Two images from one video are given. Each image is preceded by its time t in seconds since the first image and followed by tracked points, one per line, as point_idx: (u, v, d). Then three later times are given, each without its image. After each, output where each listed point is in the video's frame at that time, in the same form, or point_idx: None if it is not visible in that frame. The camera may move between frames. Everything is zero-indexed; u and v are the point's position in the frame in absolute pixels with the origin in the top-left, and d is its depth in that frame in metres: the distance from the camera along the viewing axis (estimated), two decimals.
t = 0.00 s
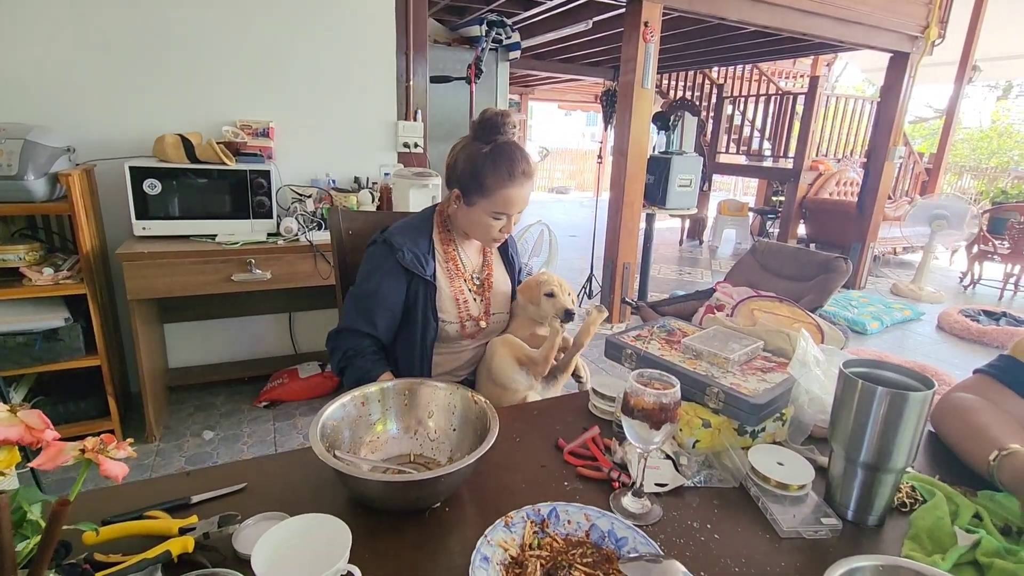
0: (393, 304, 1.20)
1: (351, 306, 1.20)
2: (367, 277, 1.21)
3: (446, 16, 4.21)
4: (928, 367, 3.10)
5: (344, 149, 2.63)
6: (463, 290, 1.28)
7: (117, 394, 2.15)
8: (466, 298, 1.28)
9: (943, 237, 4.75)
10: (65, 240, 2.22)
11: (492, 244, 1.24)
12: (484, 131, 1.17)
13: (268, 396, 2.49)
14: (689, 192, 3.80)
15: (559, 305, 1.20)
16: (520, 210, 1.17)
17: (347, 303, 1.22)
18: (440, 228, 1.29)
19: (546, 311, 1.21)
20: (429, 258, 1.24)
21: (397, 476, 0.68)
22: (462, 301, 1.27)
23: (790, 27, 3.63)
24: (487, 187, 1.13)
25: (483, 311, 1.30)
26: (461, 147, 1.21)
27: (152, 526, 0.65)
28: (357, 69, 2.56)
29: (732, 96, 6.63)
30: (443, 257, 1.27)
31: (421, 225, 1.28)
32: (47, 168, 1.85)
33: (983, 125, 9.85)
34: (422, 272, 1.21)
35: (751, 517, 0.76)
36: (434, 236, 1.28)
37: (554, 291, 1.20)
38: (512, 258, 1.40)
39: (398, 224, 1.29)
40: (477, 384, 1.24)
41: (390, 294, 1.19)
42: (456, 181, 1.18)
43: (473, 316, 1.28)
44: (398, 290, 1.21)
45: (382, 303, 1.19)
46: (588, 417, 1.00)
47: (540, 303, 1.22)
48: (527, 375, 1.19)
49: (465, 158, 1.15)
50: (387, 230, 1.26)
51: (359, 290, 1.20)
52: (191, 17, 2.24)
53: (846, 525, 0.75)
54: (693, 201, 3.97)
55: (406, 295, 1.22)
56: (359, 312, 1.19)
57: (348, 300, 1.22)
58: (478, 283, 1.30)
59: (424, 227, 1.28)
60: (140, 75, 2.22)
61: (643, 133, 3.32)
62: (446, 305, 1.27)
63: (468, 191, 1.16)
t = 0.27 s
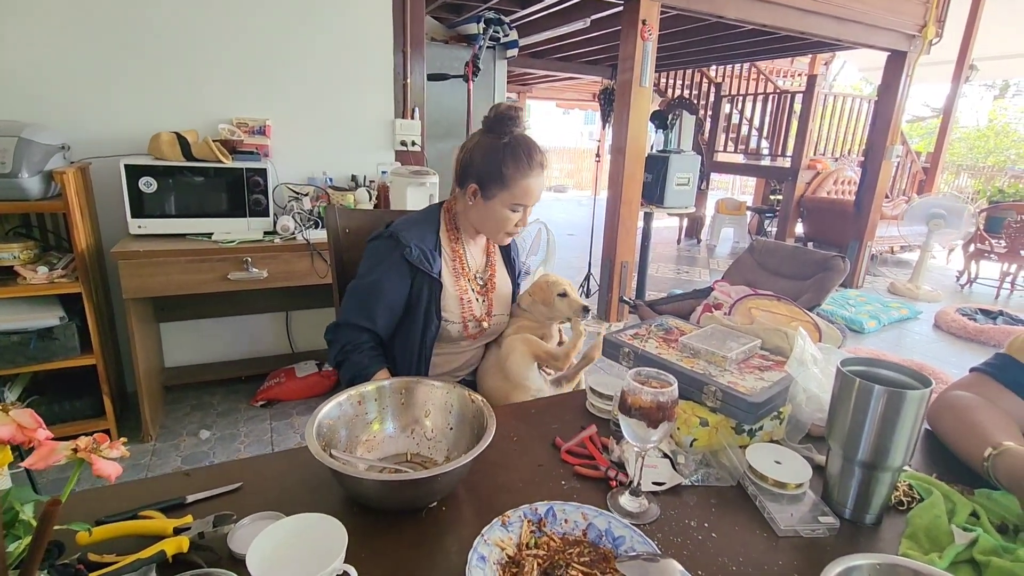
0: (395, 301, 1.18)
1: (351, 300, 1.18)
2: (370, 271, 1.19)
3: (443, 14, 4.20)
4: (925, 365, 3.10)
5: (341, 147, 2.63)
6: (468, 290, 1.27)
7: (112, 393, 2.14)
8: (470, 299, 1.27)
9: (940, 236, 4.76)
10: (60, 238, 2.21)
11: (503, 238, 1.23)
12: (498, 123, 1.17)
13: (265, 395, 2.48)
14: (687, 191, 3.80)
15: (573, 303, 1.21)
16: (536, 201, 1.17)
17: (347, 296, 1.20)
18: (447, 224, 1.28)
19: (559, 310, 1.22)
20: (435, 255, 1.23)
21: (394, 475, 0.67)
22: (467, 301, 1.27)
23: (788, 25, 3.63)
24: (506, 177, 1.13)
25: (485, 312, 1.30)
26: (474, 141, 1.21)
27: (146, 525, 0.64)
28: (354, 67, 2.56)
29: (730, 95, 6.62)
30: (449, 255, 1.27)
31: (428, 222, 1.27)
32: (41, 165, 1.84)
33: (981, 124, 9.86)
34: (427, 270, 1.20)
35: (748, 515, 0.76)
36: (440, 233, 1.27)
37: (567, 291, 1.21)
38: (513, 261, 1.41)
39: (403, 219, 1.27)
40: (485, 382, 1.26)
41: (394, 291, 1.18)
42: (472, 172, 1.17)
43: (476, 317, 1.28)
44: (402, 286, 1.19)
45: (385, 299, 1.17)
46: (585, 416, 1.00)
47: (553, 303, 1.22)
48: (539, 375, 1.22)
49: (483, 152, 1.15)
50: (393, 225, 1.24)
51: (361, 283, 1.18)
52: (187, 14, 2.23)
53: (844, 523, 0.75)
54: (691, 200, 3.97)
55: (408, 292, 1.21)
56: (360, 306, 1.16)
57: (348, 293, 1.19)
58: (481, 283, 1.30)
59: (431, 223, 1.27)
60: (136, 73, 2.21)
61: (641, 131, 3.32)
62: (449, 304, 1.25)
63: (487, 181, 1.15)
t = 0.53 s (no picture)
0: (407, 301, 1.18)
1: (362, 293, 1.17)
2: (385, 267, 1.18)
3: (440, 13, 4.20)
4: (921, 364, 3.11)
5: (338, 146, 2.62)
6: (482, 296, 1.28)
7: (108, 392, 2.14)
8: (484, 307, 1.29)
9: (936, 235, 4.78)
10: (55, 237, 2.20)
11: (525, 240, 1.24)
12: (523, 122, 1.16)
13: (262, 394, 2.48)
14: (684, 190, 3.80)
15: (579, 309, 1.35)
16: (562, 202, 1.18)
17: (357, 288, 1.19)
18: (465, 225, 1.28)
19: (566, 317, 1.34)
20: (452, 256, 1.23)
21: (389, 474, 0.67)
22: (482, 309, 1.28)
23: (785, 25, 3.63)
24: (536, 178, 1.14)
25: (494, 319, 1.31)
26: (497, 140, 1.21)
27: (139, 525, 0.64)
28: (350, 64, 2.55)
29: (727, 94, 6.63)
30: (466, 259, 1.26)
31: (448, 224, 1.26)
32: (35, 164, 1.83)
33: (976, 123, 9.90)
34: (445, 274, 1.19)
35: (744, 513, 0.76)
36: (457, 234, 1.27)
37: (573, 299, 1.33)
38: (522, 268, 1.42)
39: (423, 216, 1.27)
40: (505, 387, 1.29)
41: (406, 291, 1.17)
42: (499, 172, 1.16)
43: (489, 324, 1.30)
44: (415, 287, 1.18)
45: (397, 298, 1.16)
46: (582, 415, 1.00)
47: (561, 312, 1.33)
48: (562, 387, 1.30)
49: (515, 152, 1.15)
50: (413, 223, 1.23)
51: (374, 279, 1.17)
52: (182, 12, 2.22)
53: (839, 521, 0.75)
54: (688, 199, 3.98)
55: (421, 293, 1.20)
56: (370, 301, 1.16)
57: (360, 286, 1.19)
58: (491, 289, 1.30)
59: (449, 224, 1.26)
60: (130, 71, 2.20)
61: (638, 130, 3.32)
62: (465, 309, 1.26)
63: (516, 182, 1.15)
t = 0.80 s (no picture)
0: (426, 311, 1.16)
1: (380, 300, 1.15)
2: (405, 275, 1.16)
3: (437, 12, 4.19)
4: (918, 362, 3.12)
5: (335, 145, 2.61)
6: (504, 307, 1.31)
7: (104, 392, 2.13)
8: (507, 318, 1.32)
9: (932, 233, 4.79)
10: (50, 237, 2.19)
11: (549, 249, 1.28)
12: (553, 132, 1.19)
13: (259, 394, 2.47)
14: (682, 189, 3.81)
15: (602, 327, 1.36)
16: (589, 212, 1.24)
17: (375, 294, 1.17)
18: (488, 233, 1.29)
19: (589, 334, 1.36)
20: (475, 267, 1.23)
21: (386, 474, 0.67)
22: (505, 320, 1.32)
23: (782, 24, 3.64)
24: (570, 188, 1.18)
25: (512, 328, 1.34)
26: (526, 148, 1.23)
27: (135, 526, 0.64)
28: (348, 64, 2.54)
29: (725, 93, 6.64)
30: (489, 269, 1.29)
31: (471, 234, 1.26)
32: (30, 163, 1.82)
33: (973, 122, 9.92)
34: (468, 286, 1.18)
35: (741, 512, 0.77)
36: (481, 243, 1.28)
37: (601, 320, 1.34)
38: (533, 273, 1.48)
39: (445, 222, 1.26)
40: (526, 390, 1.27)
41: (427, 302, 1.16)
42: (533, 182, 1.18)
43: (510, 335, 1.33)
44: (435, 298, 1.17)
45: (417, 308, 1.15)
46: (579, 414, 1.00)
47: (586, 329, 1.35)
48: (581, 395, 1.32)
49: (553, 163, 1.17)
50: (437, 230, 1.22)
51: (394, 287, 1.15)
52: (177, 11, 2.21)
53: (836, 520, 0.75)
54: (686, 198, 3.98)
55: (440, 304, 1.19)
56: (389, 310, 1.14)
57: (378, 293, 1.17)
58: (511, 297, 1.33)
59: (473, 232, 1.27)
60: (126, 70, 2.19)
61: (636, 128, 3.32)
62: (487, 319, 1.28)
63: (550, 192, 1.18)
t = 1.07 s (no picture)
0: (442, 320, 1.14)
1: (397, 306, 1.13)
2: (425, 282, 1.14)
3: (434, 11, 4.18)
4: (914, 361, 3.13)
5: (332, 145, 2.61)
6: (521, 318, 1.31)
7: (100, 393, 2.12)
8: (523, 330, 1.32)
9: (929, 232, 4.81)
10: (46, 237, 2.19)
11: (570, 260, 1.29)
12: (585, 144, 1.19)
13: (257, 394, 2.47)
14: (679, 188, 3.81)
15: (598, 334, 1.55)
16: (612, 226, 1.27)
17: (391, 299, 1.15)
18: (510, 241, 1.29)
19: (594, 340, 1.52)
20: (494, 277, 1.22)
21: (383, 474, 0.67)
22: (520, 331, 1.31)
23: (779, 23, 3.64)
24: (602, 203, 1.20)
25: (528, 338, 1.34)
26: (556, 158, 1.22)
27: (131, 528, 0.64)
28: (344, 63, 2.54)
29: (722, 92, 6.65)
30: (509, 278, 1.29)
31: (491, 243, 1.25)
32: (26, 163, 1.82)
33: (969, 121, 9.94)
34: (487, 297, 1.17)
35: (737, 511, 0.77)
36: (501, 253, 1.27)
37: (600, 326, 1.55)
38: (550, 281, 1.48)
39: (468, 228, 1.25)
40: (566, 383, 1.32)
41: (446, 311, 1.14)
42: (567, 194, 1.19)
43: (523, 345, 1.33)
44: (453, 307, 1.15)
45: (435, 316, 1.13)
46: (577, 414, 1.00)
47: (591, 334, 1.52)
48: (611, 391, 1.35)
49: (590, 176, 1.18)
50: (459, 237, 1.21)
51: (413, 294, 1.13)
52: (173, 10, 2.20)
53: (833, 518, 0.76)
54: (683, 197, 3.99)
55: (458, 312, 1.17)
56: (406, 316, 1.12)
57: (395, 297, 1.14)
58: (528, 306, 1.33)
59: (496, 241, 1.26)
60: (123, 69, 2.18)
61: (633, 128, 3.32)
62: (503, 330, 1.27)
63: (583, 205, 1.19)
